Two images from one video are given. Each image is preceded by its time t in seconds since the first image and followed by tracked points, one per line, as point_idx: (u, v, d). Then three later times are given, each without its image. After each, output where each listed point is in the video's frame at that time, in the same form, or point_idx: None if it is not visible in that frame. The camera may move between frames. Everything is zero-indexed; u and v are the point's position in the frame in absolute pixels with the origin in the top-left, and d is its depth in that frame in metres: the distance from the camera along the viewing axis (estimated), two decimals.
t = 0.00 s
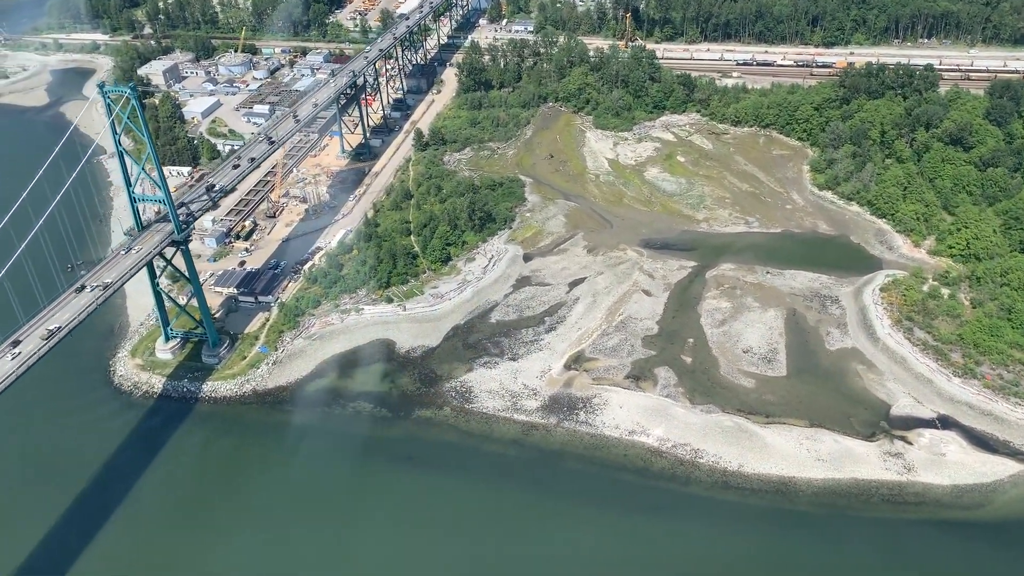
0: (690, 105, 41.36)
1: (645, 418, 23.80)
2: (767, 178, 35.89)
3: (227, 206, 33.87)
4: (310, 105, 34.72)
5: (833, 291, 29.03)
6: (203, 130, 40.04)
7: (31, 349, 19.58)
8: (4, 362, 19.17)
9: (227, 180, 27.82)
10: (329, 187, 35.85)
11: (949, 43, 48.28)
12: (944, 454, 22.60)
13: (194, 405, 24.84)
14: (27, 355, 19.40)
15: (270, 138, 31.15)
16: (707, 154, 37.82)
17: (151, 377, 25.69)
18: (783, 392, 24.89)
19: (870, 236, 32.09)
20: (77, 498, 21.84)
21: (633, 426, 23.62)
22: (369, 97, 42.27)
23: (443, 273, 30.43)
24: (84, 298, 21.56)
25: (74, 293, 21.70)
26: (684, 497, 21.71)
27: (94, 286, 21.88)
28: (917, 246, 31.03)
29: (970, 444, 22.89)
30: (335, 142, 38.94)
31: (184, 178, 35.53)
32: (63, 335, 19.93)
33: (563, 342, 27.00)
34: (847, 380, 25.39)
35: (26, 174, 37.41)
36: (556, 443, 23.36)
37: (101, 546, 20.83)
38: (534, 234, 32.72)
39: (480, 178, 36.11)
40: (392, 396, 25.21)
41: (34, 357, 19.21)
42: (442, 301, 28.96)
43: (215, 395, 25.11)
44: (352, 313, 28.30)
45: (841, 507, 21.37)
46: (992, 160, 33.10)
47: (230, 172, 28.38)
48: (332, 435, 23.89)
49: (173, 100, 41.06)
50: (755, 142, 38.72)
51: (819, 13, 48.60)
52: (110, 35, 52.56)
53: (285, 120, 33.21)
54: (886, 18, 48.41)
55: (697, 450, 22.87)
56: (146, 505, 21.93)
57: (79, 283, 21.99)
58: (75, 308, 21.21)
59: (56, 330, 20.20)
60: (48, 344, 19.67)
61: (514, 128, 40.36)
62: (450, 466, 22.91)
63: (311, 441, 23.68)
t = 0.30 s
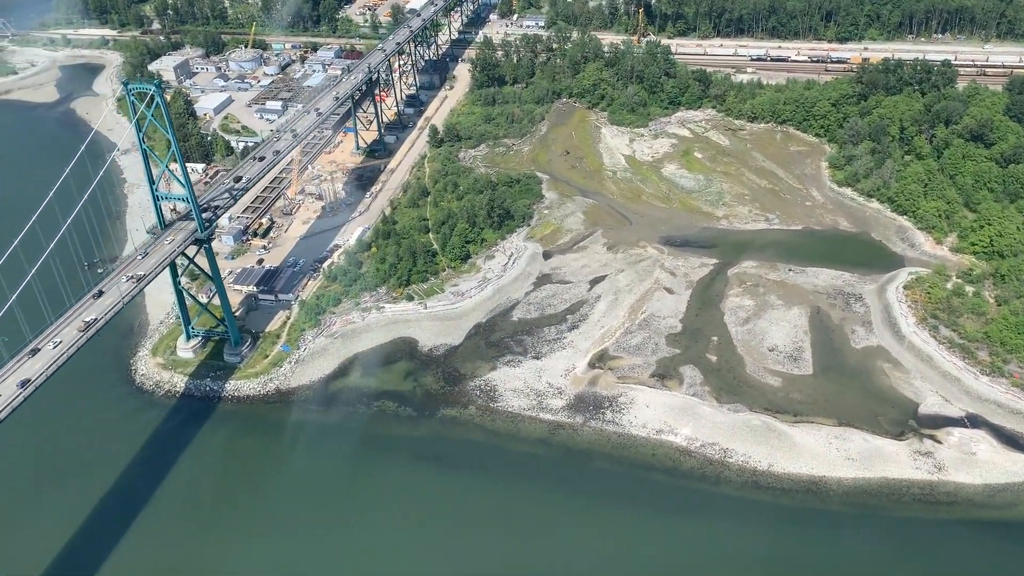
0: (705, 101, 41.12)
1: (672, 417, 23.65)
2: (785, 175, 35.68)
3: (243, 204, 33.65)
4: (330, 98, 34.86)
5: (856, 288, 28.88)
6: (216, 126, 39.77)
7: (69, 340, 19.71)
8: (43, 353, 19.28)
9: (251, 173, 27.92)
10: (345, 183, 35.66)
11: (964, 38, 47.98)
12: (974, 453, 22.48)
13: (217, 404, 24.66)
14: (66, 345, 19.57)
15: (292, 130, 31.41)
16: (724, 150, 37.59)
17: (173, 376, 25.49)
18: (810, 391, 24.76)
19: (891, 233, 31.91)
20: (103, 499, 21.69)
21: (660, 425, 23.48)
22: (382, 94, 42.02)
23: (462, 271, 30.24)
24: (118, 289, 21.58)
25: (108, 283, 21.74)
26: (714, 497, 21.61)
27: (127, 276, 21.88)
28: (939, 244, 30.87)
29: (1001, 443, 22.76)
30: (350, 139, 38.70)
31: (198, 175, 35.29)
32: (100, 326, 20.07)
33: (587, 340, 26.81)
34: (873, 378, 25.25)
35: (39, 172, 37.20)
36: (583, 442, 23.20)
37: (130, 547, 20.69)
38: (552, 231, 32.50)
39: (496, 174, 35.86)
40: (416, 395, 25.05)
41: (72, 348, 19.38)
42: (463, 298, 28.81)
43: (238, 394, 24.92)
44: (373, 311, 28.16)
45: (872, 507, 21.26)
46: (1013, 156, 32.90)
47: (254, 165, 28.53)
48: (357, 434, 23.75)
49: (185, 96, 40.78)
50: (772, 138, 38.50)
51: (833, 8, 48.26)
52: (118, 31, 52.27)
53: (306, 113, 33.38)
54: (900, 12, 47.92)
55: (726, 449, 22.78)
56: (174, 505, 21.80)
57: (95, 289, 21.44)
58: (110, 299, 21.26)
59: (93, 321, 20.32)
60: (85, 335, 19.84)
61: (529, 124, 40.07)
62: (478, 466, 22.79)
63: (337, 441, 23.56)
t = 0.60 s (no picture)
0: (722, 99, 40.89)
1: (701, 419, 23.53)
2: (805, 173, 35.47)
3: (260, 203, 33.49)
4: (352, 92, 35.72)
5: (880, 288, 28.72)
6: (230, 124, 39.55)
7: (106, 333, 20.09)
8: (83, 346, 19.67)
9: (280, 168, 29.51)
10: (362, 182, 35.51)
11: (979, 35, 47.66)
12: (1006, 454, 22.34)
13: (242, 405, 24.53)
14: (104, 338, 19.97)
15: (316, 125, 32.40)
16: (742, 148, 37.39)
17: (196, 377, 25.35)
18: (838, 392, 24.63)
19: (914, 232, 31.73)
20: (131, 501, 21.54)
21: (689, 427, 23.35)
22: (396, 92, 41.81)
23: (483, 270, 30.07)
24: (154, 283, 21.80)
25: (144, 277, 21.98)
26: (746, 500, 21.51)
27: (161, 270, 22.11)
28: (962, 243, 30.67)
29: None
30: (365, 138, 38.54)
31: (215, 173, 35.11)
32: (137, 320, 20.37)
33: (611, 340, 26.62)
34: (901, 379, 25.11)
35: (54, 171, 37.00)
36: (612, 444, 23.05)
37: (159, 550, 20.56)
38: (572, 230, 32.29)
39: (514, 173, 35.65)
40: (441, 396, 24.91)
41: (108, 342, 19.73)
42: (485, 298, 28.66)
43: (263, 395, 24.79)
44: (395, 311, 28.03)
45: (905, 509, 21.12)
46: None
47: (283, 160, 29.94)
48: (384, 436, 23.59)
49: (198, 94, 40.56)
50: (790, 137, 38.28)
51: (848, 6, 47.94)
52: (128, 29, 52.04)
53: (329, 108, 34.25)
54: (915, 9, 47.56)
55: (756, 451, 22.68)
56: (201, 508, 21.63)
57: (114, 298, 21.14)
58: (144, 293, 21.55)
59: (129, 315, 20.61)
60: (121, 329, 20.15)
61: (545, 122, 39.84)
62: (506, 466, 22.65)
63: (364, 442, 23.42)
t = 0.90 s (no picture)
0: (740, 99, 40.70)
1: (731, 421, 23.38)
2: (826, 173, 35.28)
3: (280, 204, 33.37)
4: (376, 92, 35.86)
5: (907, 289, 28.53)
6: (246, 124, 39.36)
7: (147, 326, 20.31)
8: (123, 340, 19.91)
9: (308, 161, 29.76)
10: (381, 182, 35.36)
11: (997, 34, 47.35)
12: None
13: (268, 407, 24.40)
14: (146, 330, 20.18)
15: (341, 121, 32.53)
16: (762, 148, 37.20)
17: (222, 379, 25.20)
18: (868, 394, 24.46)
19: (938, 232, 31.52)
20: (159, 504, 21.37)
21: (719, 429, 23.20)
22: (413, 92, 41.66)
23: (506, 271, 29.90)
24: (190, 278, 22.00)
25: (178, 273, 22.10)
26: (779, 503, 21.35)
27: (199, 264, 22.33)
28: (988, 244, 30.46)
29: None
30: (383, 138, 38.40)
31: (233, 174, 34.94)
32: (177, 313, 20.54)
33: (637, 342, 26.43)
34: (931, 381, 24.93)
35: (71, 172, 36.88)
36: (642, 446, 22.89)
37: (190, 553, 20.41)
38: (594, 231, 32.09)
39: (533, 173, 35.46)
40: (468, 398, 24.75)
41: (149, 335, 19.93)
42: (509, 299, 28.49)
43: (289, 397, 24.66)
44: (419, 312, 27.89)
45: (940, 512, 20.94)
46: None
47: (310, 153, 30.22)
48: (412, 438, 23.43)
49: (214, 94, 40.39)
50: (810, 137, 38.06)
51: (864, 5, 47.69)
52: (140, 28, 51.87)
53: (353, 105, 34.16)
54: (931, 8, 47.30)
55: (788, 454, 22.53)
56: (230, 510, 21.47)
57: (138, 307, 20.90)
58: (179, 290, 21.54)
59: (168, 309, 20.77)
60: (162, 323, 20.34)
61: (562, 121, 39.63)
62: (536, 469, 22.47)
63: (392, 444, 23.25)
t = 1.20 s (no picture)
0: (759, 99, 40.52)
1: (762, 424, 23.22)
2: (848, 174, 35.06)
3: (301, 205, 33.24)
4: (401, 87, 35.48)
5: (934, 291, 28.32)
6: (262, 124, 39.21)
7: (187, 320, 20.65)
8: (163, 332, 20.32)
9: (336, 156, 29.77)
10: (401, 183, 35.20)
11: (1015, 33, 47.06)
12: None
13: (296, 409, 24.26)
14: (186, 324, 20.52)
15: (368, 117, 32.50)
16: (783, 148, 36.99)
17: (247, 381, 25.05)
18: (899, 397, 24.28)
19: (963, 233, 31.31)
20: (189, 509, 21.21)
21: (751, 432, 23.04)
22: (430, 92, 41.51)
23: (529, 273, 29.72)
24: (228, 270, 22.45)
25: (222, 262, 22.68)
26: (814, 507, 21.17)
27: (236, 260, 22.62)
28: (1014, 245, 30.24)
29: None
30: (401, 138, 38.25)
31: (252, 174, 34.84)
32: (216, 308, 20.81)
33: (665, 344, 26.24)
34: (962, 383, 24.73)
35: (88, 174, 36.75)
36: (673, 450, 22.73)
37: (222, 558, 20.26)
38: (616, 232, 31.89)
39: (554, 173, 35.26)
40: (496, 401, 24.59)
41: (189, 330, 20.23)
42: (534, 300, 28.33)
43: (316, 400, 24.53)
44: (444, 314, 27.75)
45: (977, 517, 20.76)
46: None
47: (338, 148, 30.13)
48: (441, 442, 23.29)
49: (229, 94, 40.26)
50: (831, 137, 37.83)
51: (881, 4, 47.42)
52: (153, 27, 51.74)
53: (379, 101, 34.17)
54: (949, 7, 47.01)
55: (821, 457, 22.34)
56: (260, 515, 21.30)
57: (161, 317, 20.66)
58: (219, 283, 21.89)
59: (206, 303, 21.04)
60: (202, 317, 20.64)
61: (581, 121, 39.41)
62: (567, 472, 22.31)
63: (420, 447, 23.11)
